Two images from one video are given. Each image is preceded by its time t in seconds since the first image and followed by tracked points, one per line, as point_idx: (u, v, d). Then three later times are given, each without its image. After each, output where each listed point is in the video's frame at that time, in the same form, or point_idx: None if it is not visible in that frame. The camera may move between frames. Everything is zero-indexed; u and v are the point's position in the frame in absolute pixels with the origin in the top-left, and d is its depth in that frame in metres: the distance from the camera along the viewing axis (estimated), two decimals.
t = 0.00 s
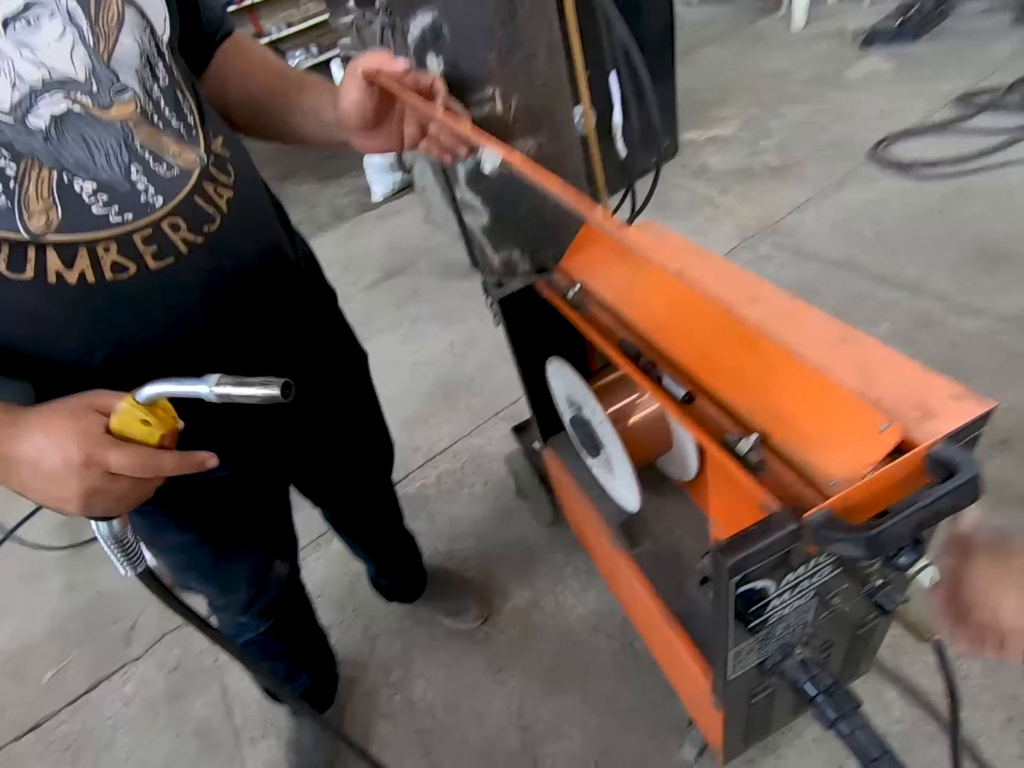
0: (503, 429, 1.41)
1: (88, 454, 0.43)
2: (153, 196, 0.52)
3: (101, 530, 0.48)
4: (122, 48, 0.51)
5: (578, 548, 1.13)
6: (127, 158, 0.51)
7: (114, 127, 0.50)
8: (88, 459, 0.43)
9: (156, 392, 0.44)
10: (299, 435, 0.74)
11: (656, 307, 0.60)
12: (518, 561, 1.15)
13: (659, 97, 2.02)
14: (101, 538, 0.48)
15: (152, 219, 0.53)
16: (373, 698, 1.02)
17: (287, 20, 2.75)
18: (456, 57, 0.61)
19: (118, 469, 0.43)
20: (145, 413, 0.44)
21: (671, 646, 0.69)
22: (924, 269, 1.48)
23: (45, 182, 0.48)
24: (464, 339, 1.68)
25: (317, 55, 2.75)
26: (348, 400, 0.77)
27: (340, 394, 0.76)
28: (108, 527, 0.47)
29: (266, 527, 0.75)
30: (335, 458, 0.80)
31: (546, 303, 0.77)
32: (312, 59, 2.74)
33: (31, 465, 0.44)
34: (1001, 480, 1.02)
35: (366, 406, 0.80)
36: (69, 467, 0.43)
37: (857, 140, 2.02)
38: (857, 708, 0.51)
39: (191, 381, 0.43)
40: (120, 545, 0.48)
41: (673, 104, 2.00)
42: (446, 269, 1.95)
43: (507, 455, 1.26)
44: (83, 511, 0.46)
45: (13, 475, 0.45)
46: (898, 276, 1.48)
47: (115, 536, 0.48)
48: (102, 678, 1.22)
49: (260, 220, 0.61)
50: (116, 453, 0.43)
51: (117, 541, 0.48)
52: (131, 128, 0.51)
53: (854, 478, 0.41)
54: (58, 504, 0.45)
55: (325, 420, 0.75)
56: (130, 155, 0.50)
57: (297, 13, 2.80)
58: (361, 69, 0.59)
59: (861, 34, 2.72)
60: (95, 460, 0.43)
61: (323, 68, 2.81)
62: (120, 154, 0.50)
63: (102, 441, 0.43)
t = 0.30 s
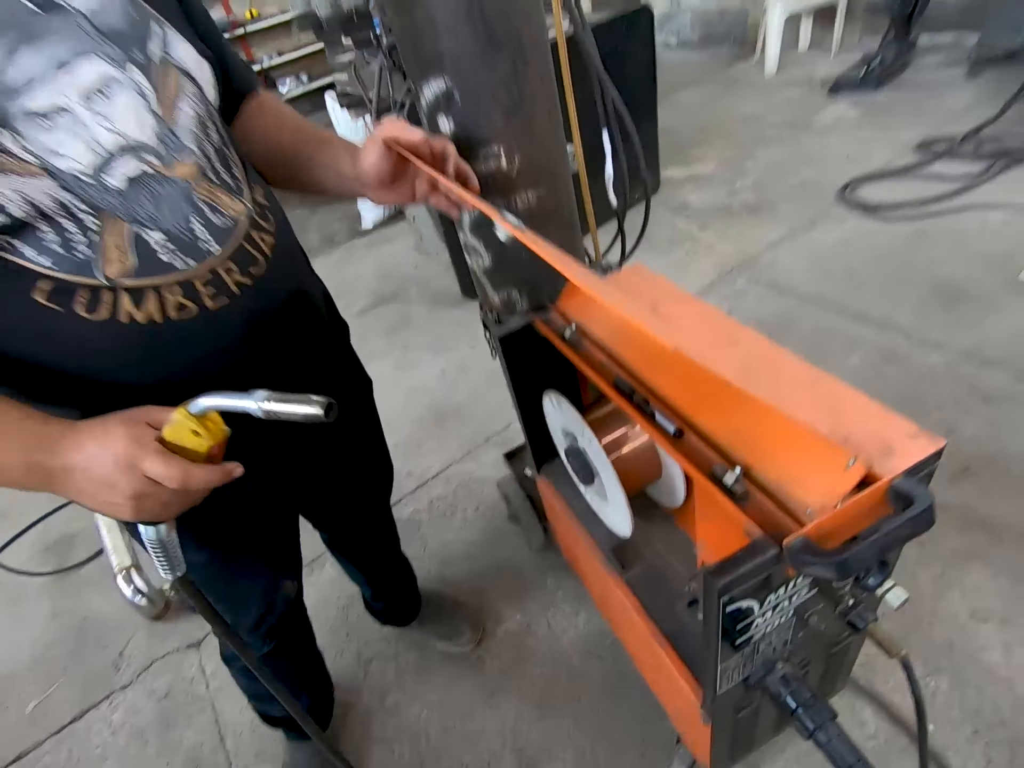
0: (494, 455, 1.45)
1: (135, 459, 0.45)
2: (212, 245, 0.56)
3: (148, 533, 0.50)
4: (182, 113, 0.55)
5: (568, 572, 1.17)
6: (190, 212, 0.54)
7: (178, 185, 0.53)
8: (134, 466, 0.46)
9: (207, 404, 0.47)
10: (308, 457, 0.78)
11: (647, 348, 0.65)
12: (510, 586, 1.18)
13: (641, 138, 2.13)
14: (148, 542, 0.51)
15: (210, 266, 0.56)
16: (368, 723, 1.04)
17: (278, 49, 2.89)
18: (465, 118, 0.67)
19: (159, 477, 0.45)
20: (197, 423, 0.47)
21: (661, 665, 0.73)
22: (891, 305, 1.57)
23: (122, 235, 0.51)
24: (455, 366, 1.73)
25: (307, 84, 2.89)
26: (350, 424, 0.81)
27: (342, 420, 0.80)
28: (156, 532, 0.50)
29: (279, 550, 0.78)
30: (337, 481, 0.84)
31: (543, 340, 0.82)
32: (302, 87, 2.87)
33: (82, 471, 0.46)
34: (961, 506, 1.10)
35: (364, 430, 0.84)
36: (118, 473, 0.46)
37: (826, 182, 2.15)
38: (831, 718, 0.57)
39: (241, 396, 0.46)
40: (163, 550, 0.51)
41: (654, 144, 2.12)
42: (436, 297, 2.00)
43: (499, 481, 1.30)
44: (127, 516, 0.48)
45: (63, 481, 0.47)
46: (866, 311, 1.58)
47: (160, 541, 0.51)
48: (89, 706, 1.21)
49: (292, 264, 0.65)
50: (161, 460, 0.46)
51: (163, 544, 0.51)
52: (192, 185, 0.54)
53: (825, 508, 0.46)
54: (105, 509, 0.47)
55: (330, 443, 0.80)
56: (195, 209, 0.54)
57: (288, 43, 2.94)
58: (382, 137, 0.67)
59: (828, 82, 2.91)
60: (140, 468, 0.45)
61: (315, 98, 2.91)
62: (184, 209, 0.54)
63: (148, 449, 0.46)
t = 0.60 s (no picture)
0: (490, 493, 1.53)
1: (228, 464, 0.52)
2: (295, 310, 0.61)
3: (232, 535, 0.57)
4: (277, 198, 0.59)
5: (566, 603, 1.24)
6: (280, 285, 0.59)
7: (273, 263, 0.58)
8: (227, 473, 0.52)
9: (292, 416, 0.56)
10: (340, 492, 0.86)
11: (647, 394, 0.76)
12: (510, 617, 1.24)
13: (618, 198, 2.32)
14: (231, 544, 0.58)
15: (293, 331, 0.61)
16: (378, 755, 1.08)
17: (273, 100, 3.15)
18: (488, 201, 0.79)
19: (249, 481, 0.52)
20: (282, 433, 0.55)
21: (662, 678, 0.82)
22: (847, 353, 1.74)
23: (228, 306, 0.55)
24: (449, 408, 1.82)
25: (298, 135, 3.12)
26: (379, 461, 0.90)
27: (373, 458, 0.89)
28: (237, 534, 0.57)
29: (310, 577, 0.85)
30: (363, 513, 0.92)
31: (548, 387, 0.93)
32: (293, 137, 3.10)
33: (182, 478, 0.53)
34: (917, 533, 1.23)
35: (391, 464, 0.93)
36: (214, 478, 0.52)
37: (785, 240, 2.36)
38: (813, 712, 0.66)
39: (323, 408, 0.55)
40: (244, 548, 0.58)
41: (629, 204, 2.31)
42: (428, 343, 2.11)
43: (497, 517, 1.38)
44: (219, 518, 0.54)
45: (163, 488, 0.54)
46: (825, 358, 1.74)
47: (242, 542, 0.58)
48: (89, 751, 1.20)
49: (348, 326, 0.71)
50: (253, 465, 0.53)
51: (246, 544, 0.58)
52: (284, 261, 0.59)
53: (800, 525, 0.57)
54: (201, 512, 0.54)
55: (359, 476, 0.88)
56: (286, 283, 0.59)
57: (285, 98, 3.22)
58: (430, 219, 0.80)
59: (783, 149, 3.21)
60: (233, 474, 0.52)
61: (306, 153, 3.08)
62: (277, 282, 0.58)
63: (239, 457, 0.53)
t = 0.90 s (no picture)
0: (491, 516, 1.62)
1: (300, 445, 0.55)
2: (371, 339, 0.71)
3: (318, 501, 0.64)
4: (355, 242, 0.70)
5: (570, 615, 1.33)
6: (358, 315, 0.69)
7: (356, 299, 0.68)
8: (303, 452, 0.55)
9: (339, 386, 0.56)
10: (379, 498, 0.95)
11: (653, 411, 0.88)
12: (518, 630, 1.32)
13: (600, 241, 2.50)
14: (319, 509, 0.65)
15: (367, 354, 0.69)
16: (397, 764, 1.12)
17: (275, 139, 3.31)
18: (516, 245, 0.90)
19: (325, 456, 0.55)
20: (334, 402, 0.55)
21: (672, 666, 0.90)
22: (814, 382, 1.91)
23: (322, 334, 0.66)
24: (447, 437, 1.92)
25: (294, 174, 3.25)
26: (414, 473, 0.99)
27: (409, 476, 0.97)
28: (321, 499, 0.64)
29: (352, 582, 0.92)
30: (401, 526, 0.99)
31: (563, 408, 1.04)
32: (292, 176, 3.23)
33: (263, 461, 0.56)
34: (884, 542, 1.37)
35: (425, 482, 1.02)
36: (293, 458, 0.55)
37: (752, 281, 2.57)
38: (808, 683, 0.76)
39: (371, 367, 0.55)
40: (332, 510, 0.65)
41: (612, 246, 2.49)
42: (425, 375, 2.21)
43: (503, 537, 1.46)
44: (304, 491, 0.58)
45: (245, 472, 0.58)
46: (794, 387, 1.91)
47: (329, 506, 0.65)
48: None
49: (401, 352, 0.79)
50: (321, 439, 0.55)
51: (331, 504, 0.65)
52: (364, 297, 0.69)
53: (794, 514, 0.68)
54: (286, 488, 0.57)
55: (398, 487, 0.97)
56: (366, 316, 0.69)
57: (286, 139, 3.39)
58: (473, 262, 0.83)
59: (747, 198, 3.49)
60: (308, 451, 0.55)
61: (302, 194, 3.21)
62: (358, 316, 0.69)
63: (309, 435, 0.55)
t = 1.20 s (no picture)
0: (518, 550, 1.66)
1: (374, 420, 0.59)
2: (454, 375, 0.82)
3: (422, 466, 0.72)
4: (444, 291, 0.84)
5: (597, 651, 1.36)
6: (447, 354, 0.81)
7: (443, 340, 0.80)
8: (380, 429, 0.59)
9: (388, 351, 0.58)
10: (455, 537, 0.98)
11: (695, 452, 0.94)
12: (547, 663, 1.35)
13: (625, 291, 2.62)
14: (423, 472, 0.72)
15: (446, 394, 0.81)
16: None
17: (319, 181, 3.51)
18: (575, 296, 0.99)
19: (399, 426, 0.58)
20: (390, 369, 0.58)
21: (709, 700, 0.94)
22: (832, 434, 1.98)
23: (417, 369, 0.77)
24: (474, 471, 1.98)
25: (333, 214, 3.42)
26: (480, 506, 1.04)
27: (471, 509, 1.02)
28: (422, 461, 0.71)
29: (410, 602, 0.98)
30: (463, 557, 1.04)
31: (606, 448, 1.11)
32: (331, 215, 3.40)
33: (345, 445, 0.61)
34: (904, 594, 1.40)
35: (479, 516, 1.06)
36: (370, 438, 0.60)
37: (771, 335, 2.67)
38: (844, 718, 0.80)
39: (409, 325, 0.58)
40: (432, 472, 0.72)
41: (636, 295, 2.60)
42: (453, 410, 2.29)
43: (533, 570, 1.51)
44: (391, 464, 0.63)
45: (334, 458, 0.63)
46: (813, 439, 1.97)
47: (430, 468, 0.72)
48: None
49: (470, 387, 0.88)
50: (390, 410, 0.59)
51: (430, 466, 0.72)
52: (449, 337, 0.81)
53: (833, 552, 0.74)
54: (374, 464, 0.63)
55: (464, 520, 1.02)
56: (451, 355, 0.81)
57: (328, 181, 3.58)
58: (538, 310, 0.92)
59: (764, 255, 3.62)
60: (385, 426, 0.59)
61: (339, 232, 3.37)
62: (444, 354, 0.80)
63: (380, 410, 0.59)
